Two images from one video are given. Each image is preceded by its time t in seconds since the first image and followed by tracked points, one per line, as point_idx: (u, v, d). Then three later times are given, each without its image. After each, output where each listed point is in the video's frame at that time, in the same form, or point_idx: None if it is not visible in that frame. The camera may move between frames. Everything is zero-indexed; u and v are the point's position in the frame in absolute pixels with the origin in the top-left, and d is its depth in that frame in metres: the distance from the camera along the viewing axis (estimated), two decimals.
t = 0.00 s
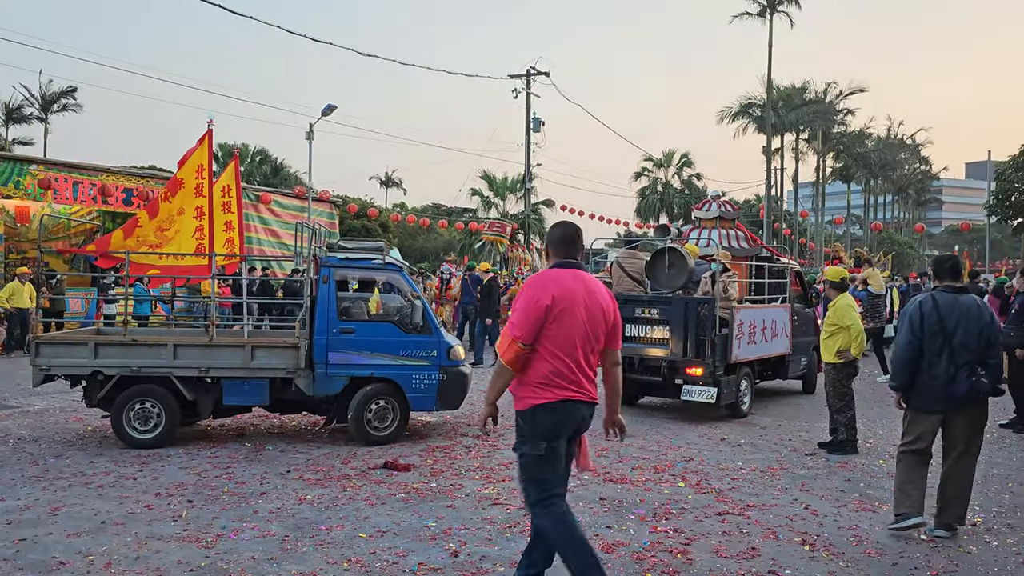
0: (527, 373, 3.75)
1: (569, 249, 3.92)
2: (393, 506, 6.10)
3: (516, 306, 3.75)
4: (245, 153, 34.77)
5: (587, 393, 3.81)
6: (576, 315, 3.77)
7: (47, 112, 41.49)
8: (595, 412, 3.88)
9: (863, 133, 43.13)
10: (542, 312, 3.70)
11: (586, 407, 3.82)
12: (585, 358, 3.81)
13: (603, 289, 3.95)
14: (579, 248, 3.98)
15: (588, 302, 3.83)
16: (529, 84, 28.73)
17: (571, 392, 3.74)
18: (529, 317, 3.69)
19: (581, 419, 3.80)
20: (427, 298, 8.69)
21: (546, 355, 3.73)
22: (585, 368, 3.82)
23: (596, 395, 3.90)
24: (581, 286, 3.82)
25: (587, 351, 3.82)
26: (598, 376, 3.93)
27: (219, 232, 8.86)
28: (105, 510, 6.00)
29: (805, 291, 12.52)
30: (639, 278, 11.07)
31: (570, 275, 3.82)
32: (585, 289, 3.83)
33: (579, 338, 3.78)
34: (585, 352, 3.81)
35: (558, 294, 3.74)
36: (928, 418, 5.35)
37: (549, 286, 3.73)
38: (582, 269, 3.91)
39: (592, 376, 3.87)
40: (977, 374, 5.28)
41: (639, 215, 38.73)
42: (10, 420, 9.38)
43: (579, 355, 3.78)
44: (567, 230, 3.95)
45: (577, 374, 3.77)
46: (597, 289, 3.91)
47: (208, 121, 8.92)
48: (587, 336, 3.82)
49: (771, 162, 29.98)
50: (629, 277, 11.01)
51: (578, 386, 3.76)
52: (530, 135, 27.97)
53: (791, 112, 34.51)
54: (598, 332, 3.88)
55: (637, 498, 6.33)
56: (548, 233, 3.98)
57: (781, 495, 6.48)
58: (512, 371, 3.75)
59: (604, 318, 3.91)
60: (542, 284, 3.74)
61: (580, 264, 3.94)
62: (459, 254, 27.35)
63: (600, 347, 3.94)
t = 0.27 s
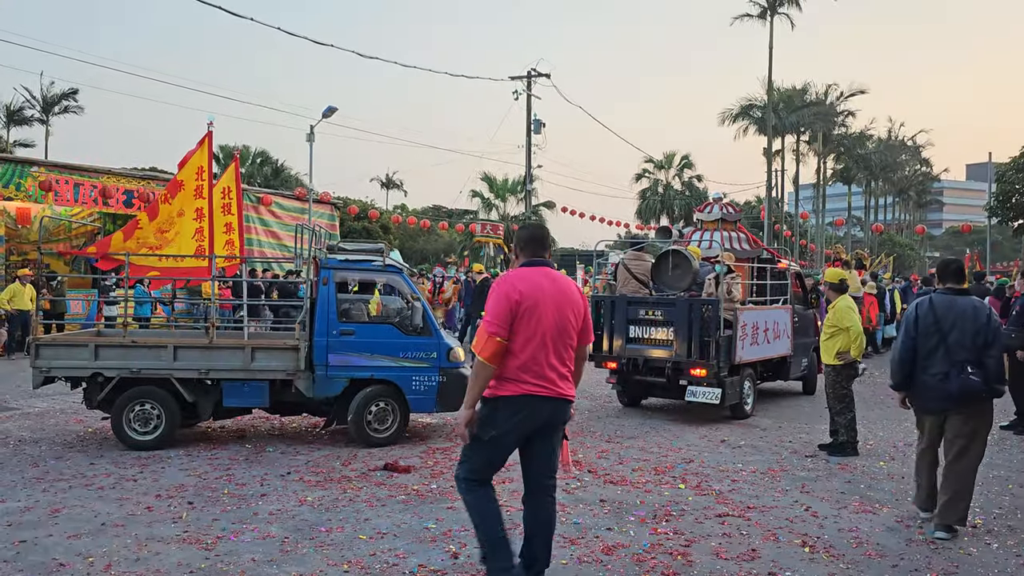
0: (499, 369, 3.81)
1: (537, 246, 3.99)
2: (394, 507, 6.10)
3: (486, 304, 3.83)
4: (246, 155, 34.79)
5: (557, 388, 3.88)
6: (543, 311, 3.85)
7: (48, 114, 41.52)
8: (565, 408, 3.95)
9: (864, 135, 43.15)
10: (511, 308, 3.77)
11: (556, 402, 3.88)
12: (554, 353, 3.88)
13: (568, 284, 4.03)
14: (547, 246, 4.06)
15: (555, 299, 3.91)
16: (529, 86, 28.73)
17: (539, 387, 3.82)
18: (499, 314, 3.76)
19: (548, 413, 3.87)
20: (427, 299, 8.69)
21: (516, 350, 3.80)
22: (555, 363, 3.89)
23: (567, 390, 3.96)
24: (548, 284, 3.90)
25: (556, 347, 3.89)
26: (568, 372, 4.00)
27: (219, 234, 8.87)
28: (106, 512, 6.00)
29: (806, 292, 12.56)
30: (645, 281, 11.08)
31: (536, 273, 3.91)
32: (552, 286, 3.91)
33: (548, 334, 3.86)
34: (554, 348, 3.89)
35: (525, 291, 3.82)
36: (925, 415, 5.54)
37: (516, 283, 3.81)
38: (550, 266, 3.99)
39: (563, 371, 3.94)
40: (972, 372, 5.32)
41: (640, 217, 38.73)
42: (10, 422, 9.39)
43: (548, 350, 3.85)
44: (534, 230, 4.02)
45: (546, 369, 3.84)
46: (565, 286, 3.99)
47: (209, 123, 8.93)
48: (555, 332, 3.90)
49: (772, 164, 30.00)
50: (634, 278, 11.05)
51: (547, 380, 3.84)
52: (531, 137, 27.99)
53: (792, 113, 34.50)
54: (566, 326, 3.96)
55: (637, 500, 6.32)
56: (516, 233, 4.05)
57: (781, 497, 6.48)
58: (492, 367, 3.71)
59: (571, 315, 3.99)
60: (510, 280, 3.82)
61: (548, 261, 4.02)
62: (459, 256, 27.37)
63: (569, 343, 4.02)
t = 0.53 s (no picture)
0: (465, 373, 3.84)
1: (496, 249, 3.98)
2: (394, 509, 6.11)
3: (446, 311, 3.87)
4: (246, 157, 34.82)
5: (525, 388, 3.85)
6: (502, 314, 3.84)
7: (49, 117, 41.56)
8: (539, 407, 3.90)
9: (864, 137, 43.15)
10: (468, 314, 3.80)
11: (525, 403, 3.85)
12: (520, 354, 3.85)
13: (533, 283, 3.99)
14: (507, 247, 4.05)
15: (516, 300, 3.89)
16: (530, 89, 28.76)
17: (505, 388, 3.81)
18: (457, 321, 3.80)
19: (518, 413, 3.83)
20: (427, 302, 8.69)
21: (479, 354, 3.81)
22: (521, 364, 3.86)
23: (538, 389, 3.92)
24: (506, 286, 3.89)
25: (521, 347, 3.86)
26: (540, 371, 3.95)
27: (220, 236, 8.87)
28: (107, 514, 6.01)
29: (806, 294, 12.58)
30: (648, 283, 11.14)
31: (495, 276, 3.90)
32: (512, 287, 3.90)
33: (510, 336, 3.84)
34: (519, 349, 3.86)
35: (482, 296, 3.83)
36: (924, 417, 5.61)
37: (472, 288, 3.81)
38: (511, 269, 3.97)
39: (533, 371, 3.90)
40: (964, 374, 5.37)
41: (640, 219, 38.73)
42: (11, 424, 9.39)
43: (512, 352, 3.83)
44: (493, 232, 4.01)
45: (512, 371, 3.82)
46: (528, 285, 3.96)
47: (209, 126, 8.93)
48: (520, 333, 3.87)
49: (772, 166, 30.01)
50: (638, 281, 11.08)
51: (512, 382, 3.82)
52: (531, 140, 28.02)
53: (792, 115, 34.49)
54: (531, 325, 3.91)
55: (638, 502, 6.32)
56: (476, 237, 4.06)
57: (782, 499, 6.48)
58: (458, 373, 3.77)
59: (536, 314, 3.95)
60: (466, 286, 3.84)
61: (509, 264, 4.01)
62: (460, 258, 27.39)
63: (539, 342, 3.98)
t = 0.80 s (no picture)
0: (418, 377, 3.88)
1: (453, 252, 3.99)
2: (394, 511, 6.11)
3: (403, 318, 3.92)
4: (247, 159, 34.85)
5: (476, 392, 3.83)
6: (455, 319, 3.85)
7: (49, 118, 41.59)
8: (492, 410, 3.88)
9: (864, 138, 43.17)
10: (419, 319, 3.82)
11: (476, 406, 3.83)
12: (472, 358, 3.85)
13: (490, 286, 3.97)
14: (467, 251, 4.05)
15: (470, 305, 3.88)
16: (530, 91, 28.78)
17: (454, 392, 3.81)
18: (409, 325, 3.84)
19: (470, 417, 3.82)
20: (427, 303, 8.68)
21: (430, 358, 3.84)
22: (473, 368, 3.85)
23: (492, 393, 3.90)
24: (461, 290, 3.89)
25: (474, 351, 3.86)
26: (496, 375, 3.93)
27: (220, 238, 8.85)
28: (107, 516, 6.01)
29: (806, 295, 12.58)
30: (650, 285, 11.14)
31: (450, 281, 3.91)
32: (467, 292, 3.90)
33: (463, 340, 3.85)
34: (471, 354, 3.85)
35: (434, 302, 3.86)
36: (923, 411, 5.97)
37: (426, 295, 3.85)
38: (468, 273, 3.97)
39: (487, 375, 3.88)
40: (955, 371, 5.80)
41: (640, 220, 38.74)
42: (12, 426, 9.40)
43: (463, 356, 3.83)
44: (451, 235, 4.01)
45: (462, 375, 3.82)
46: (485, 289, 3.94)
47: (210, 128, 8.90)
48: (473, 338, 3.87)
49: (772, 167, 30.03)
50: (641, 283, 11.09)
51: (462, 386, 3.81)
52: (531, 141, 28.03)
53: (792, 117, 34.48)
54: (486, 329, 3.90)
55: (638, 503, 6.32)
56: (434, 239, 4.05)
57: (781, 500, 6.48)
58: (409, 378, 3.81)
59: (493, 318, 3.93)
60: (421, 292, 3.88)
61: (467, 268, 4.01)
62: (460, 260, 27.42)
63: (496, 345, 3.96)
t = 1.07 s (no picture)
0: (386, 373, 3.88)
1: (428, 252, 3.99)
2: (394, 513, 6.11)
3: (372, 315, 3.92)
4: (246, 161, 34.89)
5: (445, 390, 3.83)
6: (424, 316, 3.85)
7: (49, 121, 41.62)
8: (460, 408, 3.90)
9: (863, 139, 43.18)
10: (387, 316, 3.82)
11: (445, 404, 3.84)
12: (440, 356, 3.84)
13: (462, 285, 3.97)
14: (441, 250, 4.03)
15: (440, 302, 3.87)
16: (529, 92, 28.81)
17: (423, 389, 3.81)
18: (376, 323, 3.84)
19: (439, 414, 3.82)
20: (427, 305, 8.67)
21: (398, 355, 3.84)
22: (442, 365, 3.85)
23: (461, 391, 3.91)
24: (431, 288, 3.88)
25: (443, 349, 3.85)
26: (464, 373, 3.94)
27: (220, 240, 8.85)
28: (107, 518, 6.01)
29: (806, 296, 12.58)
30: (653, 287, 11.18)
31: (420, 279, 3.90)
32: (437, 290, 3.89)
33: (432, 338, 3.85)
34: (439, 351, 3.85)
35: (405, 299, 3.85)
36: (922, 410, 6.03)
37: (396, 292, 3.85)
38: (440, 272, 3.95)
39: (455, 373, 3.89)
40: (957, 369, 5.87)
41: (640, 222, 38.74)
42: (12, 429, 9.40)
43: (432, 354, 3.83)
44: (426, 234, 4.01)
45: (431, 372, 3.82)
46: (456, 288, 3.93)
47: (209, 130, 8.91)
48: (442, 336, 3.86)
49: (772, 168, 30.03)
50: (643, 284, 11.12)
51: (430, 383, 3.81)
52: (531, 143, 28.05)
53: (792, 118, 34.47)
54: (458, 328, 3.91)
55: (638, 505, 6.32)
56: (409, 238, 4.05)
57: (782, 501, 6.48)
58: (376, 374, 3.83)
59: (463, 316, 3.92)
60: (391, 290, 3.88)
61: (441, 266, 3.99)
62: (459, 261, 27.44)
63: (465, 343, 3.96)
